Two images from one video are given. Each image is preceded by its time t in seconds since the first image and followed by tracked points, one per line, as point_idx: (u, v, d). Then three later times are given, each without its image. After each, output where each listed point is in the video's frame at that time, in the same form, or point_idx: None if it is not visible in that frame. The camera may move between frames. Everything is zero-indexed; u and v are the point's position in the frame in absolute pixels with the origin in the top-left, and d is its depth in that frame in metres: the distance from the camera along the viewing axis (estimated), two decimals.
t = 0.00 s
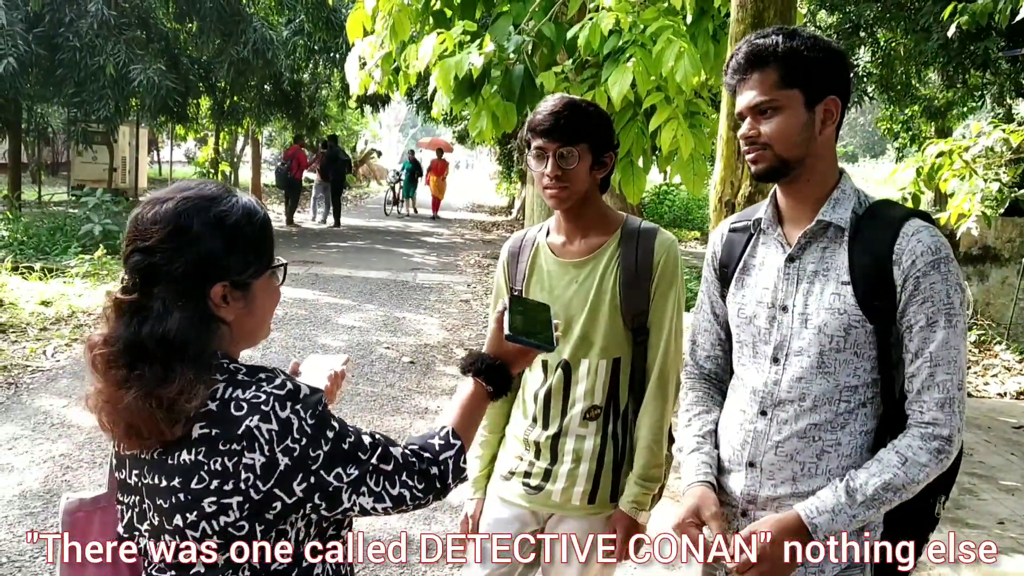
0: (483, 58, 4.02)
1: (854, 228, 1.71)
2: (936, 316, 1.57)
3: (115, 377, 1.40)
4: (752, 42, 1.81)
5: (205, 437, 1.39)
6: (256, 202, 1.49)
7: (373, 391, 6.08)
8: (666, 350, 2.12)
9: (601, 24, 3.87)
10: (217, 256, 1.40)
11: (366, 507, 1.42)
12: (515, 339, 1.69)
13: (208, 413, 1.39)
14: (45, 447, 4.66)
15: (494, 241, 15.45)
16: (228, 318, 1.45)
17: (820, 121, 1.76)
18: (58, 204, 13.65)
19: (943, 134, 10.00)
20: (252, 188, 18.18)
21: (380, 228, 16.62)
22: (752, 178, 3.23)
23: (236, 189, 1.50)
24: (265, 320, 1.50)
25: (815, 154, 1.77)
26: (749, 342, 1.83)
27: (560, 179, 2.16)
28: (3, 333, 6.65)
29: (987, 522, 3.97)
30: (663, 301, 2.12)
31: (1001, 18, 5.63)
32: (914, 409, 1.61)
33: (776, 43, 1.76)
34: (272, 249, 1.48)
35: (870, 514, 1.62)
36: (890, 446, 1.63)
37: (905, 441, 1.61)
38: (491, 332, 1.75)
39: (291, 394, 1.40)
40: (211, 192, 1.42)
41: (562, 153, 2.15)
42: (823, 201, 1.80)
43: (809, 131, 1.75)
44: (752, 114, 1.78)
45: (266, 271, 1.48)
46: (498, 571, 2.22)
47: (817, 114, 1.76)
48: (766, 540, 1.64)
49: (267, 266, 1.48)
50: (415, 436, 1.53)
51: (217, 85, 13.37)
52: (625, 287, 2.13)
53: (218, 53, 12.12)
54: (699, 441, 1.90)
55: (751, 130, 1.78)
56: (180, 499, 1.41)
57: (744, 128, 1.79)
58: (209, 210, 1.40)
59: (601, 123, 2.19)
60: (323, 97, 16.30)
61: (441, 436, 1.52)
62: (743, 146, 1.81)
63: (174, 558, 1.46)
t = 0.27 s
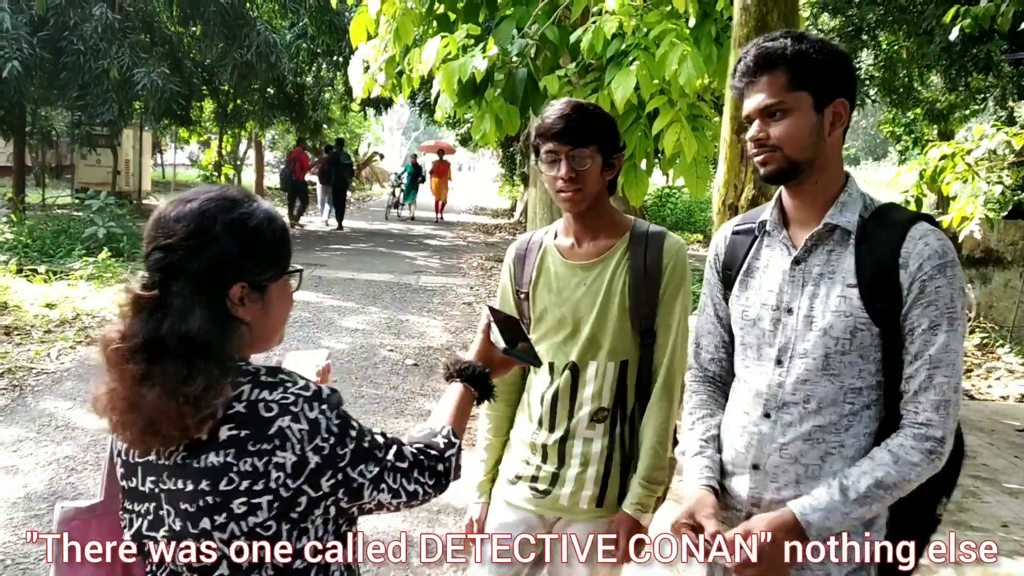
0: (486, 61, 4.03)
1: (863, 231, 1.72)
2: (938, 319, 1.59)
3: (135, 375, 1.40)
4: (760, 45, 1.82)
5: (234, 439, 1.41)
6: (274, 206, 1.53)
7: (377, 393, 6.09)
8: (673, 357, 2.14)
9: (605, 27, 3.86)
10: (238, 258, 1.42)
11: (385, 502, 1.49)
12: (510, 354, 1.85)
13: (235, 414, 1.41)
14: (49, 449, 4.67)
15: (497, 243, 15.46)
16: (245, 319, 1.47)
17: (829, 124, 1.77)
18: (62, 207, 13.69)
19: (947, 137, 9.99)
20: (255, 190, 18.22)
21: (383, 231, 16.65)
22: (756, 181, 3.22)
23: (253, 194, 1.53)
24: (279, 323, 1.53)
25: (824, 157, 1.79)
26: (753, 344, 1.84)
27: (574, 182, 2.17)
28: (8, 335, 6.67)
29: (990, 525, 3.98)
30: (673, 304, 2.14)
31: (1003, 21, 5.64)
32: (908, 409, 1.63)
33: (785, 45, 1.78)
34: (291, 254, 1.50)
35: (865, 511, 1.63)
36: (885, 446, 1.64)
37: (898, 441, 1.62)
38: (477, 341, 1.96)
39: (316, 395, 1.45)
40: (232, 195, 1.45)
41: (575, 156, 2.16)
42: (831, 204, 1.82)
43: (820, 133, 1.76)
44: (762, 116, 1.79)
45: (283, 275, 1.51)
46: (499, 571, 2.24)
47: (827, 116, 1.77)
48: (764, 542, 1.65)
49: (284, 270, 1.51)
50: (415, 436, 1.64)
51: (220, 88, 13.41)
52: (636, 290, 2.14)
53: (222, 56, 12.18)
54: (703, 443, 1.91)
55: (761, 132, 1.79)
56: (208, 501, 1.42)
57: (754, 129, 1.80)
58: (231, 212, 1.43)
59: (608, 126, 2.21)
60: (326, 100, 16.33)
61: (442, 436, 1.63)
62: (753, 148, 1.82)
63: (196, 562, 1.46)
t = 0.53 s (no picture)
0: (488, 63, 4.04)
1: (866, 232, 1.72)
2: (943, 316, 1.60)
3: (162, 372, 1.42)
4: (764, 44, 1.83)
5: (264, 432, 1.43)
6: (290, 200, 1.53)
7: (380, 395, 6.10)
8: (679, 360, 2.17)
9: (607, 29, 3.87)
10: (258, 255, 1.44)
11: (402, 497, 1.52)
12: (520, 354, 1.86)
13: (264, 408, 1.44)
14: (53, 450, 4.69)
15: (499, 245, 15.47)
16: (267, 315, 1.48)
17: (832, 122, 1.78)
18: (65, 209, 13.71)
19: (949, 138, 10.01)
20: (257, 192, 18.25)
21: (385, 232, 16.66)
22: (758, 183, 3.21)
23: (272, 190, 1.54)
24: (299, 316, 1.54)
25: (826, 154, 1.79)
26: (755, 345, 1.83)
27: (580, 182, 2.19)
28: (11, 336, 6.69)
29: (994, 527, 3.97)
30: (685, 302, 2.16)
31: (1005, 23, 5.64)
32: (911, 406, 1.65)
33: (790, 43, 1.78)
34: (309, 248, 1.51)
35: (871, 511, 1.64)
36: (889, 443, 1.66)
37: (900, 438, 1.64)
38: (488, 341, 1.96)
39: (340, 391, 1.48)
40: (251, 191, 1.47)
41: (582, 156, 2.18)
42: (833, 202, 1.81)
43: (822, 131, 1.77)
44: (764, 113, 1.80)
45: (302, 269, 1.52)
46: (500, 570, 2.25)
47: (830, 115, 1.78)
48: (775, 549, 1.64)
49: (304, 265, 1.52)
50: (430, 433, 1.65)
51: (223, 90, 13.45)
52: (644, 289, 2.16)
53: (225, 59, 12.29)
54: (704, 446, 1.90)
55: (765, 128, 1.79)
56: (235, 494, 1.44)
57: (756, 126, 1.81)
58: (251, 208, 1.44)
59: (613, 127, 2.22)
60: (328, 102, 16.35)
61: (457, 433, 1.65)
62: (755, 145, 1.82)
63: (218, 555, 1.46)
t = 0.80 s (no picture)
0: (491, 65, 4.05)
1: (873, 232, 1.72)
2: (953, 316, 1.60)
3: (178, 372, 1.42)
4: (764, 46, 1.85)
5: (282, 432, 1.43)
6: (308, 204, 1.54)
7: (382, 396, 6.10)
8: (682, 364, 2.18)
9: (610, 30, 3.89)
10: (276, 258, 1.44)
11: (415, 497, 1.52)
12: (527, 350, 1.85)
13: (282, 409, 1.44)
14: (56, 451, 4.69)
15: (502, 246, 15.47)
16: (284, 317, 1.48)
17: (826, 123, 1.77)
18: (67, 210, 13.73)
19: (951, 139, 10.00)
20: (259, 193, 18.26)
21: (387, 233, 16.66)
22: (761, 184, 3.19)
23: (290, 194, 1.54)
24: (317, 319, 1.54)
25: (820, 155, 1.78)
26: (762, 347, 1.83)
27: (575, 184, 2.20)
28: (13, 337, 6.70)
29: (996, 528, 3.97)
30: (685, 303, 2.17)
31: (1007, 24, 5.63)
32: (923, 409, 1.64)
33: (786, 44, 1.80)
34: (327, 251, 1.52)
35: (883, 515, 1.64)
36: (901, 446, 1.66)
37: (914, 441, 1.64)
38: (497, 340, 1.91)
39: (355, 391, 1.49)
40: (270, 194, 1.47)
41: (580, 158, 2.18)
42: (837, 204, 1.81)
43: (814, 132, 1.77)
44: (760, 114, 1.82)
45: (319, 272, 1.53)
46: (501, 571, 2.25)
47: (823, 115, 1.77)
48: (784, 555, 1.62)
49: (320, 268, 1.53)
50: (440, 432, 1.65)
51: (225, 91, 13.48)
52: (645, 291, 2.17)
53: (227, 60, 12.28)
54: (710, 449, 1.89)
55: (760, 128, 1.82)
56: (252, 494, 1.43)
57: (752, 127, 1.83)
58: (270, 210, 1.45)
59: (619, 130, 2.22)
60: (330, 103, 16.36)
61: (468, 433, 1.65)
62: (751, 147, 1.84)
63: (233, 557, 1.45)
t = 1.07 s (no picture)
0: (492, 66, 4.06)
1: (895, 237, 1.70)
2: (975, 325, 1.55)
3: (185, 375, 1.43)
4: (789, 48, 1.85)
5: (286, 434, 1.43)
6: (315, 205, 1.54)
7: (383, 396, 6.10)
8: (678, 362, 2.17)
9: (610, 31, 3.87)
10: (281, 260, 1.44)
11: (419, 501, 1.52)
12: (529, 356, 1.86)
13: (287, 410, 1.44)
14: (57, 451, 4.69)
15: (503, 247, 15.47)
16: (289, 319, 1.48)
17: (848, 124, 1.75)
18: (69, 210, 13.75)
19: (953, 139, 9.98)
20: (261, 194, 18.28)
21: (389, 234, 16.67)
22: (762, 185, 3.16)
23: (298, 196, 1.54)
24: (323, 320, 1.53)
25: (841, 157, 1.77)
26: (782, 350, 1.83)
27: (578, 183, 2.19)
28: (15, 338, 6.70)
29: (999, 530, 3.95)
30: (682, 304, 2.16)
31: (1009, 24, 5.61)
32: (945, 424, 1.59)
33: (810, 45, 1.80)
34: (334, 252, 1.52)
35: (893, 532, 1.61)
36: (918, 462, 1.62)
37: (932, 459, 1.59)
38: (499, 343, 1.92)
39: (359, 394, 1.48)
40: (277, 196, 1.47)
41: (583, 158, 2.19)
42: (860, 207, 1.80)
43: (835, 133, 1.75)
44: (783, 114, 1.82)
45: (325, 274, 1.52)
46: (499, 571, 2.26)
47: (844, 116, 1.75)
48: (781, 560, 1.62)
49: (325, 269, 1.52)
50: (442, 436, 1.64)
51: (227, 92, 13.50)
52: (642, 292, 2.16)
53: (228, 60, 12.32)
54: (725, 454, 1.90)
55: (782, 130, 1.82)
56: (257, 495, 1.43)
57: (773, 127, 1.83)
58: (278, 212, 1.44)
59: (619, 130, 2.23)
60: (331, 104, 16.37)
61: (470, 437, 1.64)
62: (772, 146, 1.84)
63: (239, 557, 1.45)
